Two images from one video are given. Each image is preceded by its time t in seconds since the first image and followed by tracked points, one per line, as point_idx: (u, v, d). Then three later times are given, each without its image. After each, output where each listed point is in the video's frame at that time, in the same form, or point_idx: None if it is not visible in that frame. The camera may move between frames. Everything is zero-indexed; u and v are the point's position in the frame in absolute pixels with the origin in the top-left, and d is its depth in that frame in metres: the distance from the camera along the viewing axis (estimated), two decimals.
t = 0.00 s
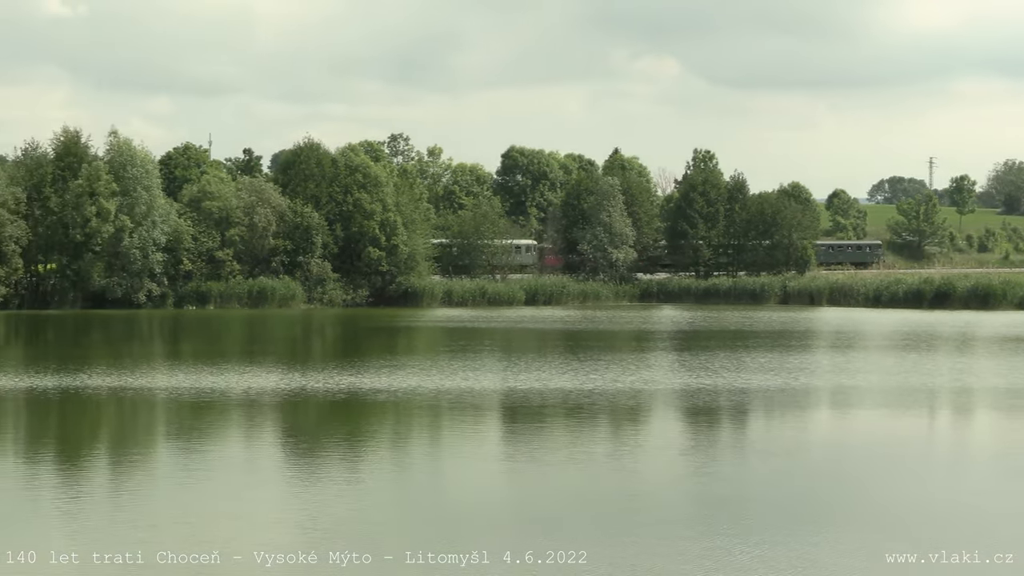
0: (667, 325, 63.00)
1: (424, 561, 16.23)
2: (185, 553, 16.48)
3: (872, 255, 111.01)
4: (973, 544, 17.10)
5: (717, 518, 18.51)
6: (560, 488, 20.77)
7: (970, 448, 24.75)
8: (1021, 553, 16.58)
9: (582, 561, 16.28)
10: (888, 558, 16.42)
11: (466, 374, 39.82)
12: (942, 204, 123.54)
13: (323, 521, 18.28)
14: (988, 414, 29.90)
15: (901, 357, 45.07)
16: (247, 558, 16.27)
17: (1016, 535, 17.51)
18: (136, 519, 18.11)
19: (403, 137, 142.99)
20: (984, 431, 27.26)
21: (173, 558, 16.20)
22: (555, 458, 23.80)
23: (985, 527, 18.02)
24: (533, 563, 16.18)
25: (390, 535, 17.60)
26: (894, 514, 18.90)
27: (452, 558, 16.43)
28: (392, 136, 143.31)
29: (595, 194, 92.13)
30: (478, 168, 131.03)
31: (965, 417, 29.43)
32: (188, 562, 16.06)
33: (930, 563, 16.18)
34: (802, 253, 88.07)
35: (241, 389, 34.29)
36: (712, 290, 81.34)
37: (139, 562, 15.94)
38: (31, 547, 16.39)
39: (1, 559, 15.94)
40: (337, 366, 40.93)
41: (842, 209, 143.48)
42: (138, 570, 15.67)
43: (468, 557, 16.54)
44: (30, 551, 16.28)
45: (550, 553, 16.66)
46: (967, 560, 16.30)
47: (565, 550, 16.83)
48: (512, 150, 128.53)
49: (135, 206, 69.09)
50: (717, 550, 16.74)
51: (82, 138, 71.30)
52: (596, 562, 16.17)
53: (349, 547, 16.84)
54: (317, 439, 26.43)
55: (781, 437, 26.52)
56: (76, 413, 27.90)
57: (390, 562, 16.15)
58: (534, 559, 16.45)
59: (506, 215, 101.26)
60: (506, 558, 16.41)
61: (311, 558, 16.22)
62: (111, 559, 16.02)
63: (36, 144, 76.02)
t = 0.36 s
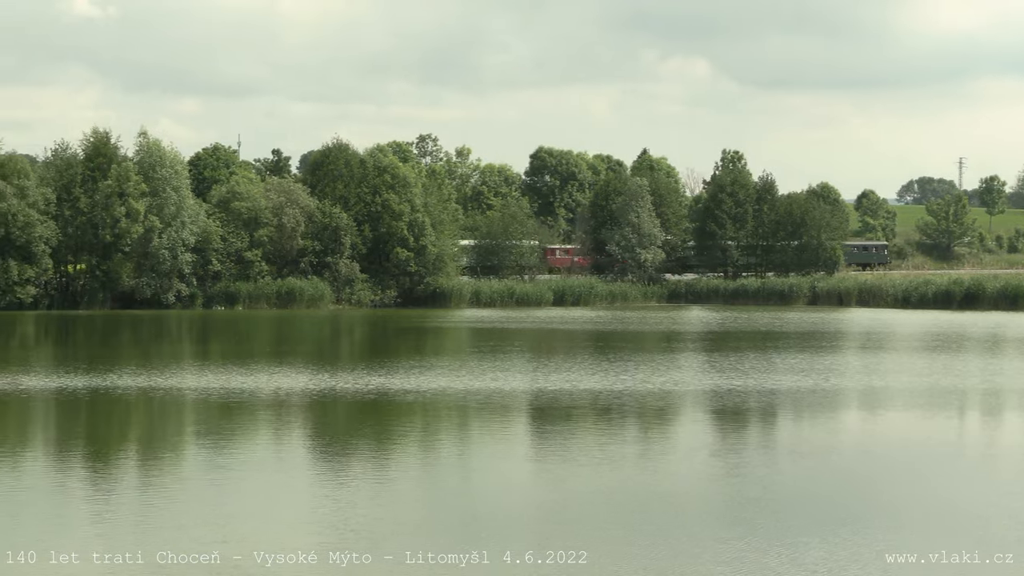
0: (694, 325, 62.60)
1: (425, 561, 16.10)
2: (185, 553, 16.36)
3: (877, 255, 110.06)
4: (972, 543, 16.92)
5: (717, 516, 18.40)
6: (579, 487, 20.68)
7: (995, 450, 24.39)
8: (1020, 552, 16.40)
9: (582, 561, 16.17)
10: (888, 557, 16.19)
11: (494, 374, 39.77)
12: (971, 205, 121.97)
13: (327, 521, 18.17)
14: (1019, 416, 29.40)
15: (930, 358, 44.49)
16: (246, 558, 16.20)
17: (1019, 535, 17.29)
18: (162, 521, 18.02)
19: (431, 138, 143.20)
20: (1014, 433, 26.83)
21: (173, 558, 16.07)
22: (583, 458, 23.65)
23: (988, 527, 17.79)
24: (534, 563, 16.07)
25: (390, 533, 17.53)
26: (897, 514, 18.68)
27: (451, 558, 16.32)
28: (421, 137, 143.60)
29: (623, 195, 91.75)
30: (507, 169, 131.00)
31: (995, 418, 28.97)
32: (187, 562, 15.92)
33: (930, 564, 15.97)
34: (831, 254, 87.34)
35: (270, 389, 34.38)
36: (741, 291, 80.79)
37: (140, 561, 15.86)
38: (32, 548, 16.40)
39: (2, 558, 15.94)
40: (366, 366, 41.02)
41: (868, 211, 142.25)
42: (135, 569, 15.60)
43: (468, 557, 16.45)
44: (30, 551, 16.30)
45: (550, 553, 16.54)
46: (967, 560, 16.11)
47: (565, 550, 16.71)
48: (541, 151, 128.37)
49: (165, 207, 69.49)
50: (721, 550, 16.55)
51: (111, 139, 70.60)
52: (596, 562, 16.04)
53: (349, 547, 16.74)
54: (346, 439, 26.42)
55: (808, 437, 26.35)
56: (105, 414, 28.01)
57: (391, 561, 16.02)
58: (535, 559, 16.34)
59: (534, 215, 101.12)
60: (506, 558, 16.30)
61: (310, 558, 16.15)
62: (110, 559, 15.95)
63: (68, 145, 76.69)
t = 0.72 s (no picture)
0: (717, 325, 62.28)
1: (425, 561, 15.98)
2: (185, 552, 16.26)
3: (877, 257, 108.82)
4: (972, 544, 16.81)
5: (722, 517, 18.25)
6: (600, 487, 20.56)
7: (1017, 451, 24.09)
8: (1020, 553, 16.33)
9: (582, 561, 16.09)
10: (887, 557, 16.06)
11: (520, 374, 39.74)
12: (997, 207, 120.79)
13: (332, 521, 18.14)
14: None
15: (957, 359, 44.00)
16: (246, 558, 16.11)
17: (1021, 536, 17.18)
18: (186, 521, 17.98)
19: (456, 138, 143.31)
20: None
21: (172, 558, 15.99)
22: (608, 458, 23.50)
23: (991, 528, 17.65)
24: (534, 563, 16.00)
25: (393, 531, 17.49)
26: (900, 513, 18.54)
27: (451, 558, 16.21)
28: (445, 137, 143.75)
29: (648, 195, 91.40)
30: (531, 169, 130.90)
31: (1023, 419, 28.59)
32: (187, 562, 15.84)
33: (931, 563, 15.82)
34: (856, 254, 86.68)
35: (295, 389, 34.44)
36: (765, 291, 80.26)
37: (138, 561, 15.80)
38: (31, 548, 16.36)
39: (1, 558, 15.87)
40: (391, 367, 41.08)
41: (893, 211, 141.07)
42: (134, 570, 15.49)
43: (467, 557, 16.36)
44: (30, 552, 16.25)
45: (550, 553, 16.46)
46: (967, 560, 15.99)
47: (565, 550, 16.64)
48: (565, 151, 128.18)
49: (190, 207, 69.82)
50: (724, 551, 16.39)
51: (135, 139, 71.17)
52: (596, 562, 15.95)
53: (348, 546, 16.70)
54: (372, 439, 26.40)
55: (834, 437, 26.14)
56: (131, 414, 28.12)
57: (390, 561, 15.90)
58: (534, 559, 16.26)
59: (559, 215, 100.99)
60: (506, 558, 16.22)
61: (310, 557, 16.12)
62: (109, 559, 15.91)
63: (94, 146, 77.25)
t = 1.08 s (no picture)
0: (745, 326, 61.88)
1: (425, 561, 15.87)
2: (186, 553, 16.17)
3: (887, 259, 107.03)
4: (972, 543, 16.64)
5: (729, 518, 18.04)
6: (629, 487, 20.43)
7: None
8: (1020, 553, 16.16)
9: (582, 561, 16.01)
10: (887, 558, 15.85)
11: (549, 375, 39.62)
12: None
13: (340, 523, 18.02)
14: None
15: (988, 360, 43.47)
16: (246, 558, 16.03)
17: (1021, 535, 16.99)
18: (216, 521, 17.98)
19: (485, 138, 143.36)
20: None
21: (173, 558, 15.92)
22: (639, 459, 23.27)
23: (995, 528, 17.44)
24: (534, 563, 15.92)
25: (393, 531, 17.45)
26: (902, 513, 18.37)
27: (452, 558, 16.11)
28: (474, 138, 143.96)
29: (677, 196, 90.92)
30: (560, 170, 130.71)
31: None
32: (187, 562, 15.76)
33: (931, 564, 15.62)
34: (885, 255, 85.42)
35: (325, 389, 34.50)
36: (794, 292, 79.61)
37: (140, 562, 15.76)
38: (30, 548, 16.25)
39: (1, 558, 15.73)
40: (422, 367, 41.11)
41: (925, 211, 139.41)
42: (135, 572, 15.42)
43: (468, 557, 16.28)
44: (30, 551, 16.13)
45: (550, 553, 16.39)
46: (968, 560, 15.82)
47: (566, 550, 16.55)
48: (594, 151, 127.86)
49: (219, 207, 70.25)
50: (730, 553, 16.17)
51: (166, 140, 72.20)
52: (596, 563, 15.84)
53: (348, 546, 16.67)
54: (402, 439, 26.35)
55: (864, 438, 25.86)
56: (160, 413, 28.21)
57: (390, 561, 15.83)
58: (534, 559, 16.18)
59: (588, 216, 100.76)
60: (506, 559, 16.15)
61: (310, 557, 16.08)
62: (111, 559, 15.87)
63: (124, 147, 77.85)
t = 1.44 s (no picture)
0: (774, 326, 61.45)
1: (426, 561, 15.78)
2: (186, 553, 16.14)
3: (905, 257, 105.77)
4: (974, 543, 16.48)
5: (738, 519, 17.85)
6: (662, 487, 20.25)
7: None
8: (1020, 553, 16.01)
9: (583, 561, 15.91)
10: (889, 559, 15.67)
11: (579, 375, 39.48)
12: None
13: (346, 523, 17.97)
14: None
15: (1021, 360, 42.85)
16: (246, 558, 15.95)
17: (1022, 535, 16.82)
18: (253, 521, 17.95)
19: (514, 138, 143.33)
20: None
21: (172, 559, 15.89)
22: (668, 460, 23.04)
23: (998, 529, 17.27)
24: (534, 564, 15.83)
25: (395, 531, 17.40)
26: (907, 513, 18.18)
27: (452, 558, 16.00)
28: (503, 138, 144.02)
29: (706, 195, 90.36)
30: (589, 169, 130.45)
31: None
32: (186, 562, 15.72)
33: (933, 564, 15.44)
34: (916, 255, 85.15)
35: (355, 389, 34.53)
36: (824, 292, 78.90)
37: (139, 562, 15.75)
38: (34, 548, 16.24)
39: (2, 558, 15.74)
40: (452, 367, 41.07)
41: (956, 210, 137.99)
42: (135, 572, 15.43)
43: (469, 557, 16.12)
44: (31, 551, 16.12)
45: (551, 553, 16.30)
46: (968, 560, 15.66)
47: (566, 550, 16.44)
48: (624, 151, 127.46)
49: (249, 207, 70.67)
50: (735, 554, 15.97)
51: (196, 140, 72.79)
52: (596, 563, 15.73)
53: (349, 546, 16.64)
54: (431, 439, 26.29)
55: (894, 438, 25.58)
56: (190, 413, 28.31)
57: (390, 561, 15.77)
58: (535, 560, 16.08)
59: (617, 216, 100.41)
60: (506, 558, 16.03)
61: (310, 557, 16.03)
62: (112, 560, 15.85)
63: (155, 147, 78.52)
